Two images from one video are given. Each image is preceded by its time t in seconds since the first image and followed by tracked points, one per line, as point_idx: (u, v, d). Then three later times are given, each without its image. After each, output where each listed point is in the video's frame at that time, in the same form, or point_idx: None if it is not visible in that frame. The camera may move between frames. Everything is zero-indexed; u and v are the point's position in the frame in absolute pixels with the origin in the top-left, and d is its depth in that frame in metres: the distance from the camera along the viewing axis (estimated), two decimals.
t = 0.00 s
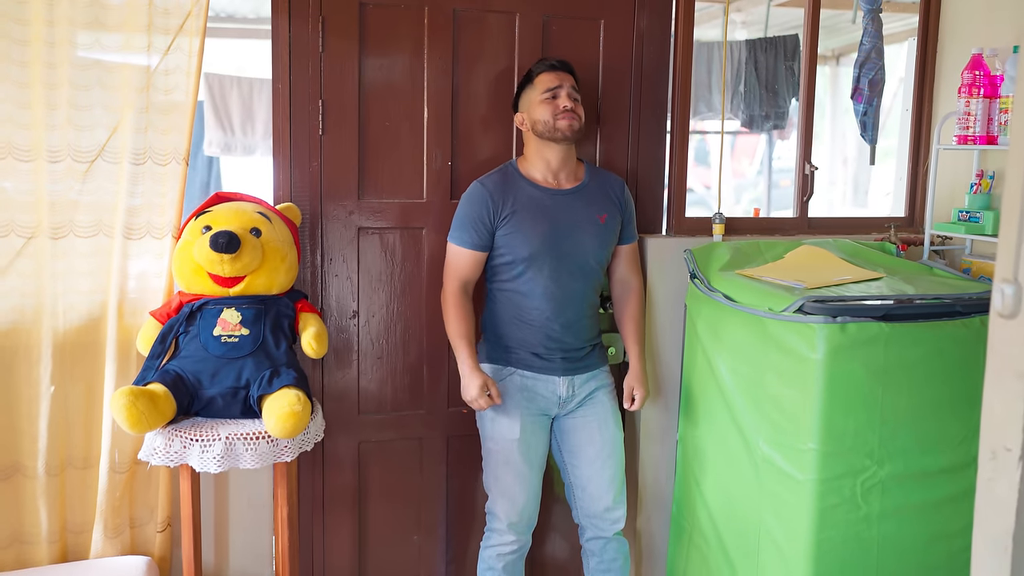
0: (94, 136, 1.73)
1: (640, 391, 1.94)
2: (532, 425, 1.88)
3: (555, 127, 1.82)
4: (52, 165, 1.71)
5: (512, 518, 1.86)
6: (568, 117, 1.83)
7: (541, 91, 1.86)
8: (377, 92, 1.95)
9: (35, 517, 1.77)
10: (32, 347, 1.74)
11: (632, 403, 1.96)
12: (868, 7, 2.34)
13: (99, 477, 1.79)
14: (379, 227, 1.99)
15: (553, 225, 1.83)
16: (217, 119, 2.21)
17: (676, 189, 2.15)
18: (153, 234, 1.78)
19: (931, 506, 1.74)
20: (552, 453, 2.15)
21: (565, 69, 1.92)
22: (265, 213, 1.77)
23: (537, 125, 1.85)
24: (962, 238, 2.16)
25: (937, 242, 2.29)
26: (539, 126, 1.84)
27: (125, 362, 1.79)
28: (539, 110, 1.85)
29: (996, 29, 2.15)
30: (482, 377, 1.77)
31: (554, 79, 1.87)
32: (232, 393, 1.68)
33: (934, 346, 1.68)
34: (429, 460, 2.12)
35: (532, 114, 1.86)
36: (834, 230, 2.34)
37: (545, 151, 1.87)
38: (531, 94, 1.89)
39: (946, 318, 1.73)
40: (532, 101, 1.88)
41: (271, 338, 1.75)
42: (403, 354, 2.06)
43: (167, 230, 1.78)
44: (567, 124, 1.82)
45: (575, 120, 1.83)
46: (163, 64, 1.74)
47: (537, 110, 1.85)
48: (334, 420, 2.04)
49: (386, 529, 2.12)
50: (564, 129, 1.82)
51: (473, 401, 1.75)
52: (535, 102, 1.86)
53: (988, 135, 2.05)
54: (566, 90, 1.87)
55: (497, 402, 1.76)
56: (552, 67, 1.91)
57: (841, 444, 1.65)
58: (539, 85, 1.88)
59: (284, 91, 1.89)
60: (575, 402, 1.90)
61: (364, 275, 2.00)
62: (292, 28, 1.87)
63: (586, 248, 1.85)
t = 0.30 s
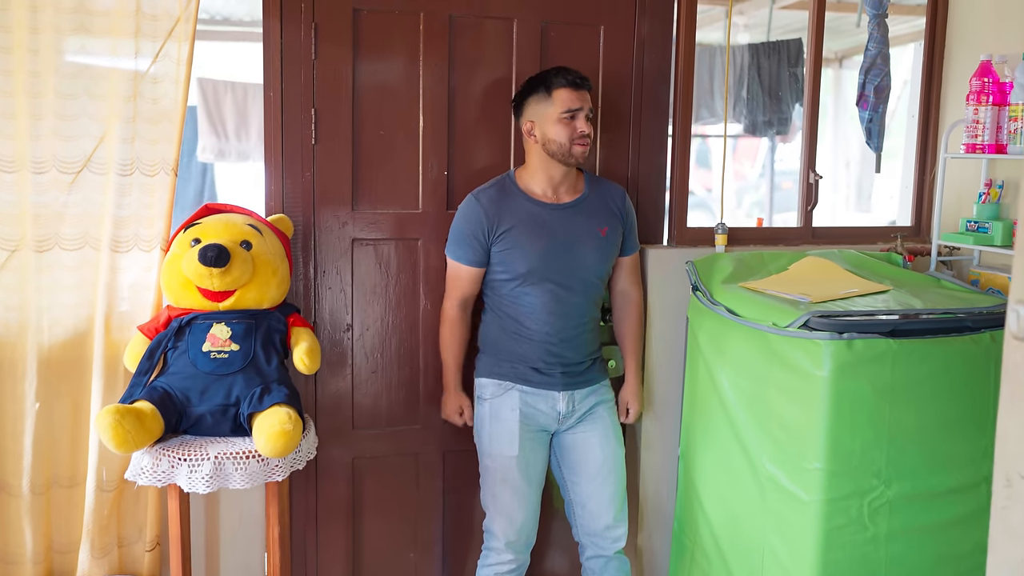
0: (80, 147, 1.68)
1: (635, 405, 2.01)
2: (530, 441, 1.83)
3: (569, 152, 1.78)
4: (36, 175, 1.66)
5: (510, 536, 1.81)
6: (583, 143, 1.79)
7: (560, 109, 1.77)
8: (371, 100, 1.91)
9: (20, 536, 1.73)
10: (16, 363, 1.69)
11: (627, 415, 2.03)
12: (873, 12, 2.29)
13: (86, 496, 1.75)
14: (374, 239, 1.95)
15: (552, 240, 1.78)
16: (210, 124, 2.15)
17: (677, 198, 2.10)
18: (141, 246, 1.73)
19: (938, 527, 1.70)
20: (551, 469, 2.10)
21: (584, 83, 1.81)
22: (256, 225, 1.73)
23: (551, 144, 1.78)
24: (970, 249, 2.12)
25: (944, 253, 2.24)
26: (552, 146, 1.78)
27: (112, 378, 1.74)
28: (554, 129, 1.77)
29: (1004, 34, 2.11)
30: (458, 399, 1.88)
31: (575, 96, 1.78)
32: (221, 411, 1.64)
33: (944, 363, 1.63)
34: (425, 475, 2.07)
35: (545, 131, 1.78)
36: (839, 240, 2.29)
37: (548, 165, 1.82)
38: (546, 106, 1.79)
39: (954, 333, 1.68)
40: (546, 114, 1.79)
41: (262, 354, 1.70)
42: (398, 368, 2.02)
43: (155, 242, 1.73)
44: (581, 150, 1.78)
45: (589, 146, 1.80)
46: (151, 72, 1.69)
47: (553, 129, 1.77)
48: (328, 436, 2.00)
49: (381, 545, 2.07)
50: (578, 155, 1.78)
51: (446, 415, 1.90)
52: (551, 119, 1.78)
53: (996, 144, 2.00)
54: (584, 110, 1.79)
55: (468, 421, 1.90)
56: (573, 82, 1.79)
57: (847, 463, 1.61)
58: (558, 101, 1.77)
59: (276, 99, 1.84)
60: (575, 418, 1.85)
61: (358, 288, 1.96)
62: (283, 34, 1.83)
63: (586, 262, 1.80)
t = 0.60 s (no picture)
0: (64, 154, 1.64)
1: (640, 419, 1.93)
2: (526, 455, 1.79)
3: (565, 166, 1.74)
4: (19, 184, 1.62)
5: (506, 552, 1.77)
6: (580, 157, 1.74)
7: (558, 121, 1.72)
8: (364, 106, 1.87)
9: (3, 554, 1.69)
10: None
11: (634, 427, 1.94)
12: (877, 16, 2.26)
13: (71, 512, 1.71)
14: (367, 247, 1.91)
15: (548, 248, 1.74)
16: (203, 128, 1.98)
17: (677, 205, 2.06)
18: (128, 256, 1.70)
19: (944, 544, 1.66)
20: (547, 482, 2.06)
21: (583, 93, 1.76)
22: (245, 235, 1.69)
23: (547, 156, 1.74)
24: (976, 258, 2.07)
25: (949, 261, 2.20)
26: (548, 159, 1.74)
27: (98, 392, 1.70)
28: (551, 142, 1.73)
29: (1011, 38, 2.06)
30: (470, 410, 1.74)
31: (573, 109, 1.73)
32: (209, 426, 1.60)
33: (951, 376, 1.59)
34: (419, 489, 2.03)
35: (541, 143, 1.74)
36: (842, 247, 2.25)
37: (545, 177, 1.77)
38: (543, 116, 1.74)
39: (962, 346, 1.64)
40: (543, 125, 1.74)
41: (251, 367, 1.66)
42: (392, 379, 1.98)
43: (142, 252, 1.69)
44: (578, 164, 1.74)
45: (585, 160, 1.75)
46: (138, 77, 1.66)
47: (550, 142, 1.73)
48: (320, 449, 1.96)
49: (375, 560, 2.03)
50: (574, 169, 1.74)
51: (463, 434, 1.75)
52: (547, 132, 1.73)
53: (1003, 150, 1.95)
54: (582, 122, 1.74)
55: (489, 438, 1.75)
56: (571, 93, 1.73)
57: (851, 479, 1.57)
58: (555, 113, 1.72)
59: (267, 105, 1.80)
60: (571, 431, 1.81)
61: (351, 298, 1.92)
62: (274, 39, 1.79)
63: (582, 271, 1.76)
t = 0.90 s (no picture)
0: (51, 163, 1.61)
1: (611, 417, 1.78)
2: (522, 468, 1.76)
3: (554, 179, 1.69)
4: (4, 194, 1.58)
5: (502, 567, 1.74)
6: (569, 170, 1.69)
7: (544, 134, 1.67)
8: (358, 113, 1.84)
9: None
10: None
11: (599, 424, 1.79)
12: (879, 20, 2.22)
13: (59, 528, 1.68)
14: (361, 257, 1.88)
15: (544, 257, 1.71)
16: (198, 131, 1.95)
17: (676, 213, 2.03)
18: (117, 266, 1.68)
19: (948, 560, 1.63)
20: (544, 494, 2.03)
21: (574, 104, 1.70)
22: (237, 245, 1.66)
23: (536, 169, 1.70)
24: (980, 266, 2.04)
25: (953, 269, 2.17)
26: (537, 172, 1.70)
27: (87, 406, 1.68)
28: (539, 155, 1.69)
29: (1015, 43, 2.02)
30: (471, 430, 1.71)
31: (561, 121, 1.67)
32: (200, 440, 1.57)
33: (956, 389, 1.56)
34: (414, 501, 2.00)
35: (531, 156, 1.70)
36: (844, 255, 2.22)
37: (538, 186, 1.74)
38: (532, 128, 1.70)
39: (966, 359, 1.61)
40: (532, 137, 1.70)
41: (242, 379, 1.63)
42: (386, 390, 1.95)
43: (131, 262, 1.68)
44: (567, 177, 1.69)
45: (576, 173, 1.69)
46: (127, 85, 1.64)
47: (538, 155, 1.69)
48: (313, 461, 1.93)
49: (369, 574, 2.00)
50: (564, 183, 1.69)
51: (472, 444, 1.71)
52: (536, 145, 1.69)
53: (1007, 158, 1.92)
54: (572, 135, 1.69)
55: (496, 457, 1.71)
56: (560, 105, 1.68)
57: (853, 495, 1.53)
58: (543, 126, 1.68)
59: (259, 112, 1.77)
60: (568, 443, 1.77)
61: (345, 308, 1.89)
62: (266, 45, 1.76)
63: (579, 280, 1.73)
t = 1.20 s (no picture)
0: (36, 169, 1.59)
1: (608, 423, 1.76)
2: (515, 478, 1.73)
3: (543, 195, 1.65)
4: None
5: None
6: (559, 185, 1.64)
7: (532, 149, 1.64)
8: (349, 117, 1.81)
9: None
10: None
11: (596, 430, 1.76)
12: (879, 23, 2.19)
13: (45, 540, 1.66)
14: (354, 264, 1.85)
15: (538, 270, 1.68)
16: (190, 135, 1.90)
17: (673, 219, 2.00)
18: (104, 275, 1.67)
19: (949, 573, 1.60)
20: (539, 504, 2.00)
21: (564, 117, 1.66)
22: (225, 252, 1.63)
23: (526, 184, 1.67)
24: (981, 273, 2.01)
25: (954, 275, 2.14)
26: (527, 187, 1.67)
27: (74, 415, 1.67)
28: (528, 169, 1.65)
29: (1017, 46, 1.99)
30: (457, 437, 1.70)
31: (549, 135, 1.63)
32: (187, 452, 1.54)
33: (957, 400, 1.53)
34: (407, 512, 1.98)
35: (521, 170, 1.67)
36: (843, 260, 2.19)
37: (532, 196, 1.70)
38: (521, 142, 1.67)
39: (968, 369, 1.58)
40: (522, 151, 1.67)
41: (231, 390, 1.60)
42: (379, 399, 1.92)
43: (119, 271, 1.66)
44: (557, 193, 1.65)
45: (567, 187, 1.65)
46: (113, 90, 1.62)
47: (527, 170, 1.66)
48: (303, 471, 1.90)
49: None
50: (554, 198, 1.65)
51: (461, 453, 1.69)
52: (525, 160, 1.66)
53: (1009, 163, 1.89)
54: (561, 148, 1.65)
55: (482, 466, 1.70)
56: (548, 119, 1.64)
57: (852, 508, 1.51)
58: (531, 142, 1.64)
59: (248, 117, 1.75)
60: (562, 454, 1.75)
61: (337, 316, 1.86)
62: (256, 49, 1.73)
63: (573, 294, 1.70)
